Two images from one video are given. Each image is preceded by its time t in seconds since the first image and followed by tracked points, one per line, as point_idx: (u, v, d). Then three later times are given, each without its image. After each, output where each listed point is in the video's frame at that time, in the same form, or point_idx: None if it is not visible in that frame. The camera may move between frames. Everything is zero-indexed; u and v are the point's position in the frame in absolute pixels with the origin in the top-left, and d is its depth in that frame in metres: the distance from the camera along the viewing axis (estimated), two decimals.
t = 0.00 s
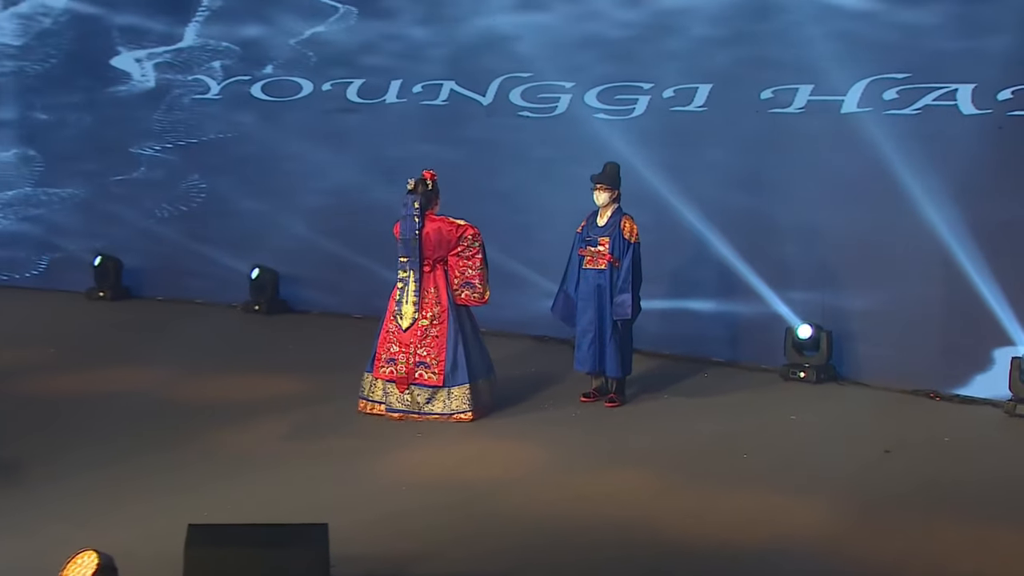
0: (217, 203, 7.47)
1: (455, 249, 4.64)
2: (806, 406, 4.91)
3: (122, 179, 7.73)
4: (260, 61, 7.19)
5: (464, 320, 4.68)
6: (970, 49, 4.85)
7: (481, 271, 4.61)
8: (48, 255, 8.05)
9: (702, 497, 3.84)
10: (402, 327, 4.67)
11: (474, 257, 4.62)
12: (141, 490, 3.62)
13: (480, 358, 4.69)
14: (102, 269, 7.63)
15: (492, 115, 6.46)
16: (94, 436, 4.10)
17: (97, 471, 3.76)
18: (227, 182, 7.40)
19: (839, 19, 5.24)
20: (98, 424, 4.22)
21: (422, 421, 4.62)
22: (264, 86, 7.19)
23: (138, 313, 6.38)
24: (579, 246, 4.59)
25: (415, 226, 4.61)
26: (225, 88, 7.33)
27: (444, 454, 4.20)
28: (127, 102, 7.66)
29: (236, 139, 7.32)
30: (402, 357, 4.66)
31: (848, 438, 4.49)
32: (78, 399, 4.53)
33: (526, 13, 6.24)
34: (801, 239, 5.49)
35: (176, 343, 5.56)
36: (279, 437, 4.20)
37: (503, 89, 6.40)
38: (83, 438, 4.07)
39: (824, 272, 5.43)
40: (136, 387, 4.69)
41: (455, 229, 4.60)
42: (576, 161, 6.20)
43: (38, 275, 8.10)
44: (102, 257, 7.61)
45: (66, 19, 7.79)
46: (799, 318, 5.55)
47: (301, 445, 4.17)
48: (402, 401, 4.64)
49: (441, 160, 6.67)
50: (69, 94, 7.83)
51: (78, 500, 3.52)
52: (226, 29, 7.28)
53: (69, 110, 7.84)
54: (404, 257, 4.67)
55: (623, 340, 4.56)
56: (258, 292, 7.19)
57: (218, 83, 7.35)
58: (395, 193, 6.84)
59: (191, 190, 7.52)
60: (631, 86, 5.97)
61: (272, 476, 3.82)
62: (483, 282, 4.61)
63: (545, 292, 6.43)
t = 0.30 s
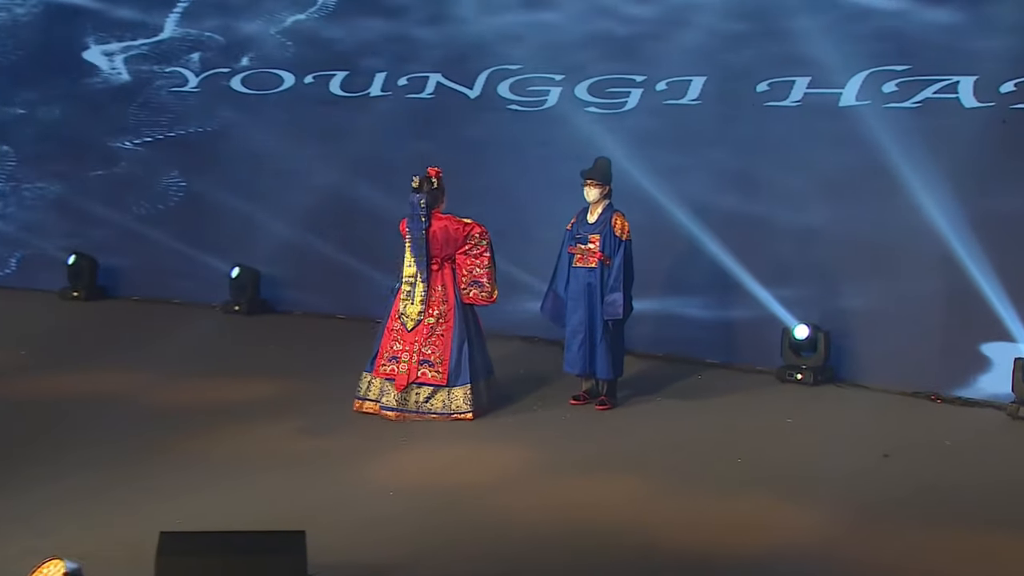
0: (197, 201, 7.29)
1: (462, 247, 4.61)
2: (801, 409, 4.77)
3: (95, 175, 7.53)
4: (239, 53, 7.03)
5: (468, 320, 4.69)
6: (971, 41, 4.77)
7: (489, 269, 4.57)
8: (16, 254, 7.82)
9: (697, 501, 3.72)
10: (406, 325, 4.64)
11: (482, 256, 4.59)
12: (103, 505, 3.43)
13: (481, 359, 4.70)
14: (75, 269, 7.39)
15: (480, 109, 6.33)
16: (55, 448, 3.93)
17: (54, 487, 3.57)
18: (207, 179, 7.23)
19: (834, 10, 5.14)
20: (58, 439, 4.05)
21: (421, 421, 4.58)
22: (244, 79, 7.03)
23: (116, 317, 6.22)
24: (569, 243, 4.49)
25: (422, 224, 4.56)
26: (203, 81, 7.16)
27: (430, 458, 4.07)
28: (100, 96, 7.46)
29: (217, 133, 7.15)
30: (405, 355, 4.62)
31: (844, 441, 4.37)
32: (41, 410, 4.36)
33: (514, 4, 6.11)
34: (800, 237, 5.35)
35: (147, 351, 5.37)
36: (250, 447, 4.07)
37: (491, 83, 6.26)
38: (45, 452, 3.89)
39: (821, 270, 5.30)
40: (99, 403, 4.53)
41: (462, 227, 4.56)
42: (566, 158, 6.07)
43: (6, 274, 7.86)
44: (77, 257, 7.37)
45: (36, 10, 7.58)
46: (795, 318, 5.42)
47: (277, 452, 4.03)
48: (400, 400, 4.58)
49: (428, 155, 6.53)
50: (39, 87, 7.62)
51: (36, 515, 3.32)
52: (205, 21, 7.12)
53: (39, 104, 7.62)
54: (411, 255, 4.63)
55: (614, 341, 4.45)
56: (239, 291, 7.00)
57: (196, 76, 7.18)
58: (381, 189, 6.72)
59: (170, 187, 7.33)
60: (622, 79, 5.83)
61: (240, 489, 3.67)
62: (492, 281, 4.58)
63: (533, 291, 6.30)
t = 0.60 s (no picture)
0: (170, 200, 7.12)
1: (454, 242, 4.58)
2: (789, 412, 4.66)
3: (60, 170, 7.35)
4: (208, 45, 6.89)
5: (462, 315, 4.64)
6: (962, 32, 4.66)
7: (482, 265, 4.56)
8: None
9: (681, 506, 3.59)
10: (401, 321, 4.60)
11: (474, 251, 4.57)
12: (73, 516, 3.38)
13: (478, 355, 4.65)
14: (40, 271, 7.23)
15: (459, 103, 6.20)
16: (28, 456, 3.90)
17: (22, 496, 3.53)
18: (180, 177, 7.06)
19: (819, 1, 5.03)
20: (29, 446, 4.03)
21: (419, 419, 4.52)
22: (214, 71, 6.89)
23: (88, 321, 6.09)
24: (549, 241, 4.37)
25: (414, 218, 4.53)
26: (170, 73, 7.01)
27: (404, 464, 3.94)
28: (65, 89, 7.29)
29: (191, 129, 6.99)
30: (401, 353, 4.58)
31: (832, 444, 4.26)
32: (14, 416, 4.35)
33: None
34: (788, 238, 5.23)
35: (112, 358, 5.23)
36: (217, 457, 3.95)
37: (470, 76, 6.13)
38: (18, 460, 3.86)
39: (810, 271, 5.18)
40: (61, 415, 4.39)
41: (454, 222, 4.54)
42: (547, 153, 5.94)
43: None
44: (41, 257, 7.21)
45: None
46: (782, 319, 5.31)
47: (246, 462, 3.91)
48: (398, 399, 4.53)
49: (407, 151, 6.39)
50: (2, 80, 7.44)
51: None
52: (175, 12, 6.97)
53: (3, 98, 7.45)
54: (404, 249, 4.59)
55: (596, 343, 4.34)
56: (210, 293, 6.90)
57: (163, 69, 7.03)
58: (358, 186, 6.58)
59: (137, 183, 7.17)
60: (605, 72, 5.70)
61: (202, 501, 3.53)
62: (485, 277, 4.57)
63: (514, 291, 6.17)
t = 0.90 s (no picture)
0: (141, 197, 6.94)
1: (437, 239, 4.44)
2: (778, 415, 4.53)
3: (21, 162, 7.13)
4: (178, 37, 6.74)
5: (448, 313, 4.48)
6: (955, 22, 4.54)
7: (465, 263, 4.41)
8: None
9: (667, 512, 3.46)
10: (385, 320, 4.50)
11: (457, 249, 4.43)
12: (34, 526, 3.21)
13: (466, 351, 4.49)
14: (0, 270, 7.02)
15: (438, 96, 6.06)
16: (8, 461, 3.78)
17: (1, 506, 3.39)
18: (152, 174, 6.89)
19: None
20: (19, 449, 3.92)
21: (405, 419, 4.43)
22: (183, 64, 6.73)
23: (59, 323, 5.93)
24: (530, 237, 4.25)
25: (397, 214, 4.43)
26: (137, 65, 6.84)
27: (381, 470, 3.79)
28: (26, 79, 7.08)
29: (163, 124, 6.81)
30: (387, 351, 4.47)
31: (824, 448, 4.14)
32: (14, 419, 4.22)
33: None
34: (778, 239, 5.10)
35: (76, 361, 5.07)
36: (182, 464, 3.81)
37: (449, 69, 6.00)
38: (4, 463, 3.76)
39: (801, 273, 5.05)
40: (18, 420, 4.24)
41: (435, 218, 4.41)
42: (529, 149, 5.80)
43: None
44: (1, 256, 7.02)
45: None
46: (771, 320, 5.18)
47: (211, 467, 3.77)
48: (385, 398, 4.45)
49: (385, 146, 6.25)
50: None
51: None
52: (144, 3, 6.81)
53: None
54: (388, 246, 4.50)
55: (580, 345, 4.21)
56: (177, 295, 6.74)
57: (129, 61, 6.85)
58: (335, 182, 6.43)
59: (98, 178, 6.99)
60: (588, 65, 5.56)
61: (168, 510, 3.38)
62: (469, 277, 4.43)
63: (494, 290, 6.02)
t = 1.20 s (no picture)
0: (122, 196, 6.80)
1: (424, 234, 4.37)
2: (771, 418, 4.43)
3: None
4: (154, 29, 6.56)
5: (430, 311, 4.38)
6: (953, 14, 4.40)
7: (448, 261, 4.34)
8: None
9: (657, 519, 3.34)
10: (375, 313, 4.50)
11: (442, 246, 4.35)
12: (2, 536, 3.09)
13: (444, 352, 4.37)
14: None
15: (422, 91, 5.94)
16: None
17: None
18: (133, 171, 6.75)
19: None
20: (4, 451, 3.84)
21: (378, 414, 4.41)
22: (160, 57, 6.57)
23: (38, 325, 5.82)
24: (517, 235, 4.15)
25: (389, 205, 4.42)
26: (112, 59, 6.66)
27: (361, 475, 3.67)
28: None
29: (144, 120, 6.67)
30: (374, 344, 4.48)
31: (819, 452, 4.03)
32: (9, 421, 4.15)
33: None
34: (770, 239, 4.99)
35: (51, 365, 4.95)
36: (155, 468, 3.70)
37: (433, 63, 5.87)
38: None
39: (796, 275, 4.94)
40: None
41: (421, 212, 4.34)
42: (516, 146, 5.69)
43: None
44: None
45: None
46: (764, 321, 5.07)
47: (187, 472, 3.66)
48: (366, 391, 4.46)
49: (369, 142, 6.14)
50: None
51: None
52: None
53: None
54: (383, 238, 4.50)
55: (568, 347, 4.10)
56: (152, 296, 6.63)
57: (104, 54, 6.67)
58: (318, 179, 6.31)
59: (65, 174, 6.88)
60: (577, 59, 5.44)
61: (140, 518, 3.26)
62: (454, 274, 4.35)
63: (481, 290, 5.92)
